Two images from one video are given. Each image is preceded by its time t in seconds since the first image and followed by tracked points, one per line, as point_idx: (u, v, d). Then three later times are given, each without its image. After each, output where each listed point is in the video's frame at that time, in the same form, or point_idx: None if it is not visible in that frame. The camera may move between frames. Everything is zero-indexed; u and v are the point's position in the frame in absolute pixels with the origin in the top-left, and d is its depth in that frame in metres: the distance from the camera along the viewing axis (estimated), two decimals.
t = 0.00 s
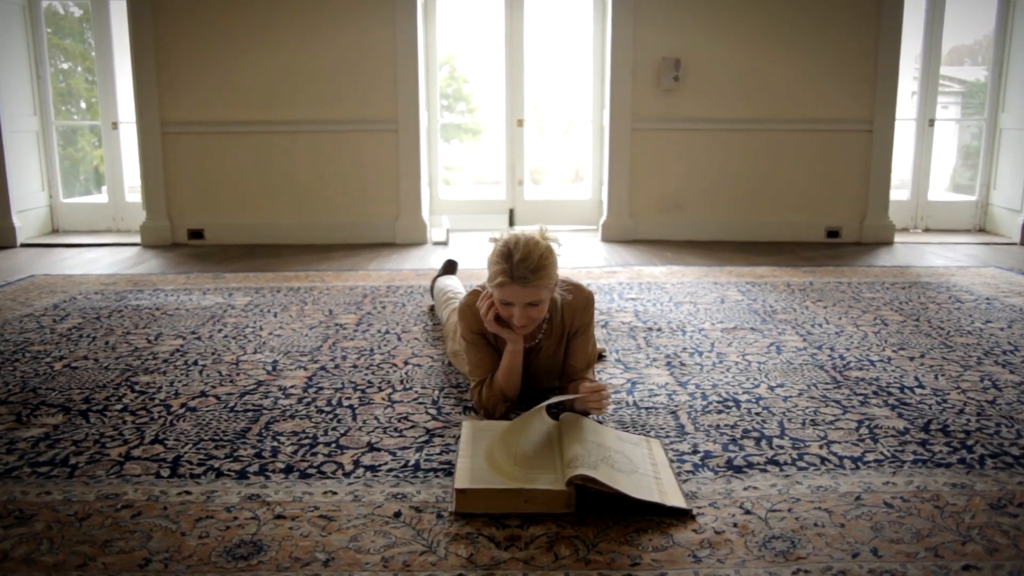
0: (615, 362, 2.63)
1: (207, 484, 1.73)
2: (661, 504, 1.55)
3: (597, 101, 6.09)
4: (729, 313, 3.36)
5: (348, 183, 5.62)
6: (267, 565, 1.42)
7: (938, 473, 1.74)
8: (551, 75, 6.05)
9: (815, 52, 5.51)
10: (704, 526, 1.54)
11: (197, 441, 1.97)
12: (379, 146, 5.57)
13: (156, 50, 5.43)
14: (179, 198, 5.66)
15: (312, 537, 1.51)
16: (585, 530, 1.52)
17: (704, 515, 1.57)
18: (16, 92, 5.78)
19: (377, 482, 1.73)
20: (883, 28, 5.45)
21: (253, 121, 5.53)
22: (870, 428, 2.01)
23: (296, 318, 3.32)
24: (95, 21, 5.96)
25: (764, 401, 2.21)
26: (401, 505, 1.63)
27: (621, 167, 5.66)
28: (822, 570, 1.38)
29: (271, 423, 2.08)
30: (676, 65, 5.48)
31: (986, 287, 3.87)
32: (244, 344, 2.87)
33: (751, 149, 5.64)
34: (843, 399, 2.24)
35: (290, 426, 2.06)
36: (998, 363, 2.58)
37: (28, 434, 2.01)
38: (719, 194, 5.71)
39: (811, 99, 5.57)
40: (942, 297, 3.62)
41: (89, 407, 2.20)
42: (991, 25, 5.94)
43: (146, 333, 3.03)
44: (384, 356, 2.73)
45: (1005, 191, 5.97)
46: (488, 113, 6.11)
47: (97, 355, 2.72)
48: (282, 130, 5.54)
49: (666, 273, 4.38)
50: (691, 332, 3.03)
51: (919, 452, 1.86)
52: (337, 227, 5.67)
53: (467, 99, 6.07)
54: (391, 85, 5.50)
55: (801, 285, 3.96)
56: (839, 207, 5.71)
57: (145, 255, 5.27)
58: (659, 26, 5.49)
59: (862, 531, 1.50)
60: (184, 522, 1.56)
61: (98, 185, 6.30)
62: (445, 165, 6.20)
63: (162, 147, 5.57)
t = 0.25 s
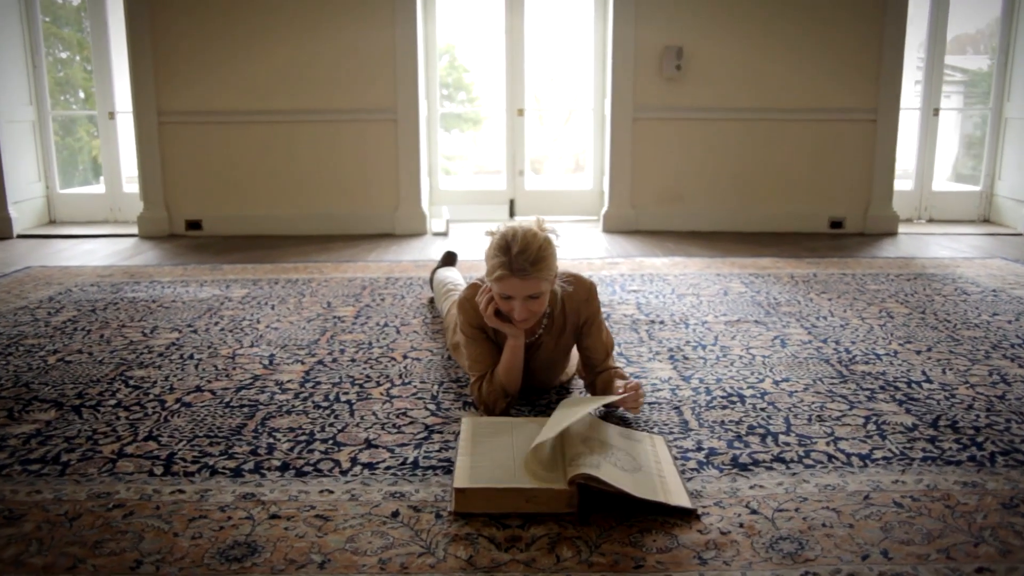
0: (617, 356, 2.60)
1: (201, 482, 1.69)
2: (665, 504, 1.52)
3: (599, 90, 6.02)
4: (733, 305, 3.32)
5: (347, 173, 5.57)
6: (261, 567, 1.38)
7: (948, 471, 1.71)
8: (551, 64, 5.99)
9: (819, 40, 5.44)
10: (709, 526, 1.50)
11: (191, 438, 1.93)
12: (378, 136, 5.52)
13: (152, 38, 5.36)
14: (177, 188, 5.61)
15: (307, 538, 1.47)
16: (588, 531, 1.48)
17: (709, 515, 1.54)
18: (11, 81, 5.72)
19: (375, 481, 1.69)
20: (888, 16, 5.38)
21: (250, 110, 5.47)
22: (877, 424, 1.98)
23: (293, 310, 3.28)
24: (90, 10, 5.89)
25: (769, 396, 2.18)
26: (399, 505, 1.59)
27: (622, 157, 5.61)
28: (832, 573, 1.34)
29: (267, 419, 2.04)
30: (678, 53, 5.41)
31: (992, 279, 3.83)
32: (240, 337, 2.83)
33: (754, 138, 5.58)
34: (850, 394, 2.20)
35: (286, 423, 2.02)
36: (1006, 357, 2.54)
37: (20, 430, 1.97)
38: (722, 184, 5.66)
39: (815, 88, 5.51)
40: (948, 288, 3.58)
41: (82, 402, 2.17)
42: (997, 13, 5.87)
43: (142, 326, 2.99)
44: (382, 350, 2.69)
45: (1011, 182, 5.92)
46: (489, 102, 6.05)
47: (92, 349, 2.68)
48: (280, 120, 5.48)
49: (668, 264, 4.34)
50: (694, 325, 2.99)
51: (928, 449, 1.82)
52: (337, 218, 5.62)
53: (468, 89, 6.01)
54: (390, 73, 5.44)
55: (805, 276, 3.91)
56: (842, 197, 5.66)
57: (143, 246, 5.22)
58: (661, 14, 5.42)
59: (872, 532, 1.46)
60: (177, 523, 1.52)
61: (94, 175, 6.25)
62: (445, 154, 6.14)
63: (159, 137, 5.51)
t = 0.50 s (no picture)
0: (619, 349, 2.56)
1: (195, 481, 1.65)
2: (670, 503, 1.48)
3: (600, 79, 5.96)
4: (736, 297, 3.28)
5: (346, 163, 5.52)
6: (255, 570, 1.34)
7: (959, 469, 1.67)
8: (552, 52, 5.92)
9: (823, 28, 5.37)
10: (715, 526, 1.46)
11: (185, 434, 1.89)
12: (377, 125, 5.46)
13: (148, 26, 5.29)
14: (175, 178, 5.55)
15: (303, 539, 1.43)
16: (591, 531, 1.44)
17: (714, 515, 1.50)
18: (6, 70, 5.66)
19: (372, 479, 1.65)
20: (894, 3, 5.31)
21: (248, 100, 5.42)
22: (885, 420, 1.94)
23: (291, 302, 3.24)
24: None
25: (775, 391, 2.14)
26: (397, 503, 1.55)
27: (624, 147, 5.55)
28: None
29: (263, 415, 2.00)
30: (681, 41, 5.35)
31: (998, 270, 3.78)
32: (237, 330, 2.79)
33: (757, 128, 5.52)
34: (856, 388, 2.16)
35: (282, 418, 1.99)
36: (1015, 350, 2.50)
37: (10, 427, 1.93)
38: (724, 174, 5.61)
39: (819, 77, 5.44)
40: (954, 280, 3.53)
41: (75, 397, 2.13)
42: None
43: (137, 319, 2.95)
44: (381, 343, 2.65)
45: (1016, 171, 5.86)
46: (490, 91, 5.99)
47: (86, 342, 2.64)
48: (277, 109, 5.42)
49: (670, 255, 4.29)
50: (697, 317, 2.95)
51: (938, 447, 1.78)
52: (336, 208, 5.57)
53: (468, 78, 5.95)
54: (389, 62, 5.37)
55: (808, 268, 3.87)
56: (846, 187, 5.60)
57: (140, 236, 5.18)
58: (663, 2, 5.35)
59: (882, 533, 1.43)
60: (170, 523, 1.49)
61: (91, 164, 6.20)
62: (445, 143, 6.09)
63: (156, 126, 5.45)
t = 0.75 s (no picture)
0: (621, 342, 2.52)
1: (188, 479, 1.62)
2: (674, 502, 1.44)
3: (602, 67, 5.89)
4: (739, 288, 3.24)
5: (345, 152, 5.46)
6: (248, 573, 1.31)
7: (971, 467, 1.63)
8: (553, 40, 5.86)
9: (827, 15, 5.30)
10: (721, 527, 1.42)
11: (179, 430, 1.85)
12: (376, 114, 5.40)
13: (144, 13, 5.23)
14: (172, 167, 5.50)
15: (297, 540, 1.39)
16: (593, 532, 1.41)
17: (720, 515, 1.46)
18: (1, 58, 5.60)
19: (369, 477, 1.62)
20: None
21: (246, 88, 5.35)
22: (894, 416, 1.90)
23: (289, 293, 3.20)
24: None
25: (780, 386, 2.10)
26: (395, 503, 1.52)
27: (625, 136, 5.49)
28: None
29: (258, 410, 1.96)
30: (683, 29, 5.28)
31: (1005, 261, 3.74)
32: (233, 322, 2.75)
33: (760, 116, 5.46)
34: (863, 383, 2.12)
35: (278, 414, 1.95)
36: None
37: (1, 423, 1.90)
38: (727, 164, 5.55)
39: (823, 65, 5.38)
40: (960, 271, 3.49)
41: (67, 392, 2.09)
42: None
43: (132, 311, 2.91)
44: (379, 335, 2.61)
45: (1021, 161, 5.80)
46: (490, 79, 5.92)
47: (79, 335, 2.60)
48: (275, 98, 5.36)
49: (672, 246, 4.25)
50: (700, 309, 2.90)
51: (948, 443, 1.74)
52: (335, 198, 5.52)
53: (468, 66, 5.88)
54: (388, 49, 5.30)
55: (812, 258, 3.83)
56: (850, 176, 5.55)
57: (137, 226, 5.13)
58: None
59: (893, 534, 1.39)
60: (161, 523, 1.45)
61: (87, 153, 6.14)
62: (445, 132, 6.03)
63: (152, 115, 5.39)
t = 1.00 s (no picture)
0: (624, 335, 2.48)
1: (181, 477, 1.58)
2: (680, 502, 1.40)
3: (603, 54, 5.83)
4: (743, 279, 3.20)
5: (343, 140, 5.40)
6: None
7: (982, 465, 1.59)
8: (554, 27, 5.79)
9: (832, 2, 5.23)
10: (727, 527, 1.39)
11: (173, 426, 1.82)
12: (375, 102, 5.34)
13: None
14: (169, 156, 5.44)
15: (292, 542, 1.36)
16: (596, 532, 1.37)
17: (726, 515, 1.42)
18: None
19: (366, 475, 1.58)
20: None
21: (243, 75, 5.29)
22: (902, 411, 1.86)
23: (286, 284, 3.16)
24: None
25: (786, 380, 2.06)
26: (392, 502, 1.48)
27: (627, 124, 5.43)
28: None
29: (254, 405, 1.93)
30: (686, 16, 5.22)
31: (1012, 251, 3.69)
32: (229, 314, 2.71)
33: (763, 104, 5.40)
34: (870, 377, 2.08)
35: (274, 409, 1.91)
36: None
37: None
38: (729, 152, 5.49)
39: (827, 52, 5.31)
40: (966, 261, 3.44)
41: (59, 386, 2.05)
42: None
43: (127, 302, 2.87)
44: (377, 327, 2.57)
45: None
46: (491, 66, 5.85)
47: (73, 327, 2.56)
48: (273, 85, 5.30)
49: (675, 235, 4.20)
50: (704, 301, 2.86)
51: (958, 440, 1.70)
52: (333, 186, 5.47)
53: (469, 53, 5.82)
54: (386, 36, 5.24)
55: (817, 248, 3.78)
56: (853, 165, 5.49)
57: (133, 215, 5.08)
58: None
59: (904, 535, 1.35)
60: (153, 523, 1.41)
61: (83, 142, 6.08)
62: (445, 119, 5.96)
63: (149, 102, 5.33)
